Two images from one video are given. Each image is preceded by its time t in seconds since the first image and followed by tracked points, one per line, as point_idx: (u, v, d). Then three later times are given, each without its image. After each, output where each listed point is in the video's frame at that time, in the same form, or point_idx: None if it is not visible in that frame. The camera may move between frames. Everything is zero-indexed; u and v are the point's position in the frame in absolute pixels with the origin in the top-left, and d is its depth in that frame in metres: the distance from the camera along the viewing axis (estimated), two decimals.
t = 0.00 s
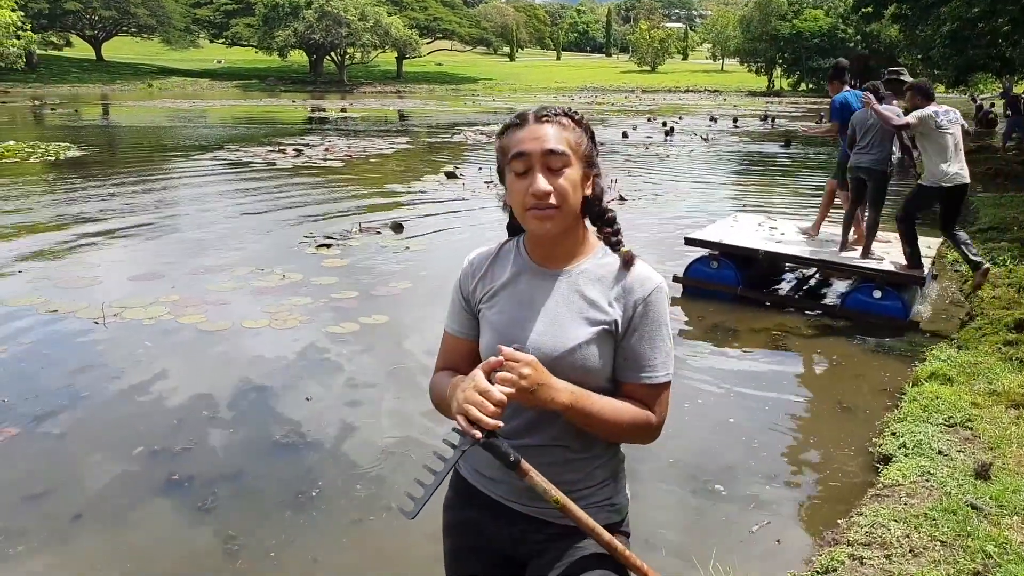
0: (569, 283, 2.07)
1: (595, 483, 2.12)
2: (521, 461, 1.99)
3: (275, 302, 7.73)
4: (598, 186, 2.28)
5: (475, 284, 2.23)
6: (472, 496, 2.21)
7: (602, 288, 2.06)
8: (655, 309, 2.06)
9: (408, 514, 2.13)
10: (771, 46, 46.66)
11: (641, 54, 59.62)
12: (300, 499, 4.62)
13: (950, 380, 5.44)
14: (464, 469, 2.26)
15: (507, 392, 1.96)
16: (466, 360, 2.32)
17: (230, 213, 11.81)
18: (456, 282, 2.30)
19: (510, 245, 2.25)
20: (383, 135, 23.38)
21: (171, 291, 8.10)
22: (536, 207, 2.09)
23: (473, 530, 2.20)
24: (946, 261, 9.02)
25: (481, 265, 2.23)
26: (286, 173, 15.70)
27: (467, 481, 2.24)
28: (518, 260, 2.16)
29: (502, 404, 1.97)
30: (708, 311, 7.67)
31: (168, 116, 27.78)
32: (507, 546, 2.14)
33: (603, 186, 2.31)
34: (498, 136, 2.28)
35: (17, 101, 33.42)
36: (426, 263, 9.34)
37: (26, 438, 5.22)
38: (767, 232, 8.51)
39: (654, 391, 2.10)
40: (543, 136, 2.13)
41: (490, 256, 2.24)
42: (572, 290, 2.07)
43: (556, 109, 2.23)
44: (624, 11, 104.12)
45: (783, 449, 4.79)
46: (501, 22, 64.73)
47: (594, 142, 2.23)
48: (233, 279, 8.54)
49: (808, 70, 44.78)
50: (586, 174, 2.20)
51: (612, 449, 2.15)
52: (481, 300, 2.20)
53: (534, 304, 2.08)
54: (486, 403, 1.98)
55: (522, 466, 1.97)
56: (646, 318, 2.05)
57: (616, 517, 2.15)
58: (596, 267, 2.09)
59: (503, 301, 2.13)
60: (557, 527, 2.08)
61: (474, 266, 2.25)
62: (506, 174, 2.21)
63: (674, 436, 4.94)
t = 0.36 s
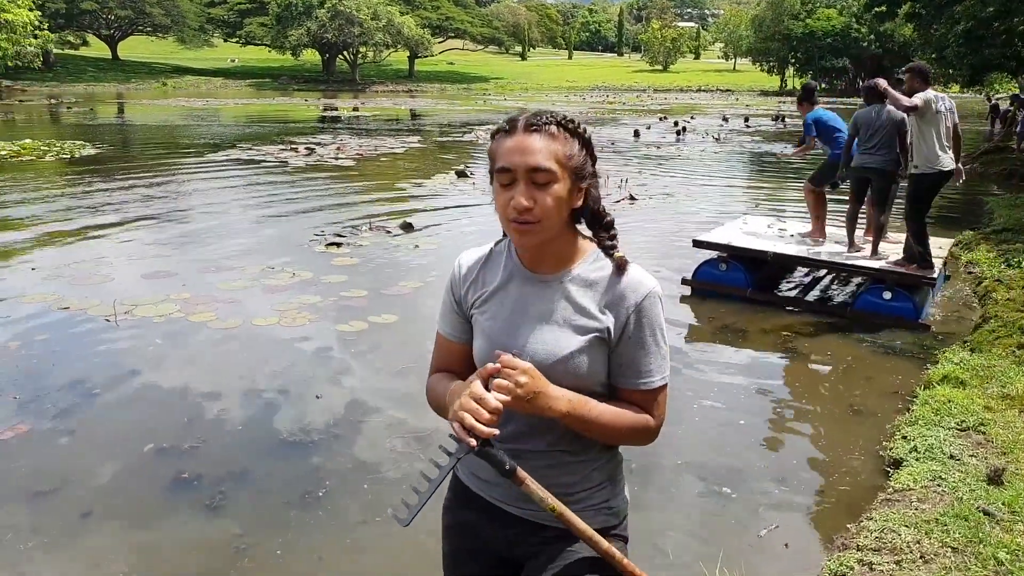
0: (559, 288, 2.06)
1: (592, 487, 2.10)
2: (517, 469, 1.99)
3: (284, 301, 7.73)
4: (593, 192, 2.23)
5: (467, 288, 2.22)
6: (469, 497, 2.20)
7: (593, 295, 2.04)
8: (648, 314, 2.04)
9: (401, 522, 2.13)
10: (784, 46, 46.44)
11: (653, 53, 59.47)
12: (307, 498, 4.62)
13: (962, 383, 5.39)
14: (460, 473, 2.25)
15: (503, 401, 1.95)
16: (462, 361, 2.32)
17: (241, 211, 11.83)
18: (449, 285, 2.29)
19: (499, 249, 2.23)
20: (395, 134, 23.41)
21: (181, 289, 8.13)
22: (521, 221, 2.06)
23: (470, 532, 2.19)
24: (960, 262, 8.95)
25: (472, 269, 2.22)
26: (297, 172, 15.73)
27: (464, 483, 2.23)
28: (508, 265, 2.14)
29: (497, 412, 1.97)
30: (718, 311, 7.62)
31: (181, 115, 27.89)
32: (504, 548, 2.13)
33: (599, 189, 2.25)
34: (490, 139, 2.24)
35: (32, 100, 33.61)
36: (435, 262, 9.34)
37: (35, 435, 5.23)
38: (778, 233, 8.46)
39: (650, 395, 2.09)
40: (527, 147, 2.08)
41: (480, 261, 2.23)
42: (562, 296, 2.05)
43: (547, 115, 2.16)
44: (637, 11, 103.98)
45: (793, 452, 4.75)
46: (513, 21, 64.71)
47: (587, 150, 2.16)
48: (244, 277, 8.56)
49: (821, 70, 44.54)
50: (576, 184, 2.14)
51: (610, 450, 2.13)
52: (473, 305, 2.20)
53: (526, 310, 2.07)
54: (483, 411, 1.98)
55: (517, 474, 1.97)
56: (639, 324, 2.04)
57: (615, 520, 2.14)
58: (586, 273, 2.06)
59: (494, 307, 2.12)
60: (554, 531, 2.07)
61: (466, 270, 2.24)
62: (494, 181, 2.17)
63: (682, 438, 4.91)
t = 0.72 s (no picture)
0: (557, 293, 2.06)
1: (589, 494, 2.11)
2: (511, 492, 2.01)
3: (293, 305, 7.76)
4: (602, 204, 2.25)
5: (462, 292, 2.21)
6: (468, 503, 2.22)
7: (587, 300, 2.05)
8: (642, 320, 2.05)
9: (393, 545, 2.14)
10: (793, 48, 46.37)
11: (663, 56, 59.46)
12: (315, 502, 4.63)
13: (973, 386, 5.36)
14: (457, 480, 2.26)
15: (496, 423, 1.96)
16: (456, 365, 2.33)
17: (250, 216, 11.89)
18: (443, 288, 2.29)
19: (500, 247, 2.24)
20: (404, 138, 23.47)
21: (191, 294, 8.17)
22: (536, 212, 2.07)
23: (469, 537, 2.21)
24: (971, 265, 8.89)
25: (469, 272, 2.22)
26: (307, 176, 15.78)
27: (462, 489, 2.24)
28: (506, 265, 2.14)
29: (490, 435, 1.98)
30: (726, 315, 7.60)
31: (193, 120, 28.07)
32: (502, 555, 2.15)
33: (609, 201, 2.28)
34: (516, 128, 2.24)
35: (46, 106, 33.91)
36: (444, 266, 9.36)
37: (45, 440, 5.27)
38: (787, 237, 8.43)
39: (643, 401, 2.10)
40: (557, 140, 2.09)
41: (477, 264, 2.23)
42: (559, 301, 2.05)
43: (579, 118, 2.18)
44: (646, 14, 104.02)
45: (801, 456, 4.73)
46: (522, 25, 64.85)
47: (611, 160, 2.19)
48: (253, 282, 8.60)
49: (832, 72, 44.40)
50: (592, 191, 2.17)
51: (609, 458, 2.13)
52: (467, 310, 2.20)
53: (519, 315, 2.07)
54: (475, 436, 1.99)
55: (511, 498, 1.99)
56: (632, 329, 2.04)
57: (614, 526, 2.14)
58: (584, 277, 2.07)
59: (488, 312, 2.12)
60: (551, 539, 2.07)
61: (462, 273, 2.24)
62: (514, 169, 2.17)
63: (689, 442, 4.90)
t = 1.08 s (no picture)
0: (565, 293, 2.07)
1: (596, 492, 2.11)
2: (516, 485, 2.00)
3: (302, 304, 7.79)
4: (611, 201, 2.25)
5: (472, 290, 2.22)
6: (475, 500, 2.22)
7: (597, 302, 2.05)
8: (652, 323, 2.05)
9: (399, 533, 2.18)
10: (804, 46, 46.17)
11: (673, 54, 59.27)
12: (322, 499, 4.65)
13: (983, 387, 5.32)
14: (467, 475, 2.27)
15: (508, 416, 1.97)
16: (466, 362, 2.34)
17: (260, 214, 11.92)
18: (453, 286, 2.30)
19: (508, 246, 2.24)
20: (414, 137, 23.49)
21: (201, 291, 8.21)
22: (543, 214, 2.08)
23: (475, 535, 2.21)
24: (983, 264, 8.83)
25: (479, 270, 2.23)
26: (316, 175, 15.82)
27: (469, 486, 2.25)
28: (515, 265, 2.15)
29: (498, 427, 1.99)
30: (735, 314, 7.58)
31: (203, 119, 28.17)
32: (509, 552, 2.15)
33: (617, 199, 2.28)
34: (521, 129, 2.25)
35: (57, 104, 34.09)
36: (453, 264, 9.36)
37: (56, 436, 5.30)
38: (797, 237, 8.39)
39: (654, 403, 2.10)
40: (560, 139, 2.09)
41: (487, 262, 2.24)
42: (567, 302, 2.06)
43: (583, 117, 2.18)
44: (656, 12, 103.77)
45: (809, 455, 4.72)
46: (533, 23, 64.78)
47: (617, 157, 2.19)
48: (262, 280, 8.63)
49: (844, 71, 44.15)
50: (599, 189, 2.16)
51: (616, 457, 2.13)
52: (477, 308, 2.20)
53: (529, 314, 2.08)
54: (483, 426, 2.00)
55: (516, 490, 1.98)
56: (643, 332, 2.04)
57: (620, 523, 2.14)
58: (593, 278, 2.07)
59: (498, 310, 2.13)
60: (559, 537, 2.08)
61: (473, 271, 2.25)
62: (520, 170, 2.18)
63: (698, 441, 4.90)
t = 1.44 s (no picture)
0: (568, 292, 2.10)
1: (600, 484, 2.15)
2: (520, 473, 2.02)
3: (303, 300, 7.81)
4: (610, 198, 2.26)
5: (473, 288, 2.24)
6: (478, 495, 2.24)
7: (600, 296, 2.08)
8: (655, 313, 2.09)
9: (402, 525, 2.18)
10: (807, 43, 46.11)
11: (676, 50, 59.17)
12: (322, 495, 4.68)
13: (981, 383, 5.35)
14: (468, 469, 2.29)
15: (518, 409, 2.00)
16: (465, 360, 2.36)
17: (261, 210, 11.94)
18: (452, 283, 2.31)
19: (508, 245, 2.25)
20: (416, 133, 23.50)
21: (202, 287, 8.23)
22: (548, 227, 2.08)
23: (478, 530, 2.24)
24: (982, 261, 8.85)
25: (480, 268, 2.24)
26: (318, 171, 15.83)
27: (472, 480, 2.27)
28: (516, 265, 2.17)
29: (504, 415, 2.01)
30: (736, 310, 7.60)
31: (205, 114, 28.15)
32: (515, 546, 2.19)
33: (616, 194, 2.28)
34: (520, 130, 2.21)
35: (60, 100, 34.09)
36: (454, 261, 9.38)
37: (58, 432, 5.33)
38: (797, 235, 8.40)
39: (659, 394, 2.14)
40: (564, 152, 2.07)
41: (487, 261, 2.25)
42: (570, 299, 2.09)
43: (585, 119, 2.15)
44: (658, 9, 103.62)
45: (808, 450, 4.74)
46: (535, 19, 64.68)
47: (617, 159, 2.19)
48: (263, 276, 8.65)
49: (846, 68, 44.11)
50: (600, 192, 2.17)
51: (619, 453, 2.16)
52: (478, 305, 2.22)
53: (533, 311, 2.10)
54: (489, 414, 2.01)
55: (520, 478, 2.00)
56: (648, 324, 2.08)
57: (622, 517, 2.17)
58: (595, 277, 2.10)
59: (501, 307, 2.15)
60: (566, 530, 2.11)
61: (473, 268, 2.26)
62: (521, 177, 2.16)
63: (697, 437, 4.92)
